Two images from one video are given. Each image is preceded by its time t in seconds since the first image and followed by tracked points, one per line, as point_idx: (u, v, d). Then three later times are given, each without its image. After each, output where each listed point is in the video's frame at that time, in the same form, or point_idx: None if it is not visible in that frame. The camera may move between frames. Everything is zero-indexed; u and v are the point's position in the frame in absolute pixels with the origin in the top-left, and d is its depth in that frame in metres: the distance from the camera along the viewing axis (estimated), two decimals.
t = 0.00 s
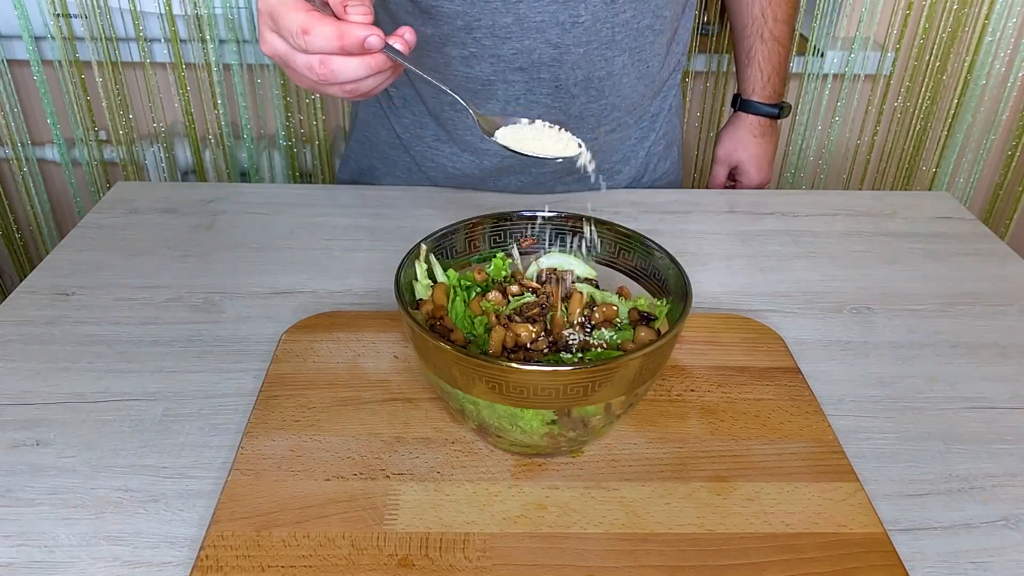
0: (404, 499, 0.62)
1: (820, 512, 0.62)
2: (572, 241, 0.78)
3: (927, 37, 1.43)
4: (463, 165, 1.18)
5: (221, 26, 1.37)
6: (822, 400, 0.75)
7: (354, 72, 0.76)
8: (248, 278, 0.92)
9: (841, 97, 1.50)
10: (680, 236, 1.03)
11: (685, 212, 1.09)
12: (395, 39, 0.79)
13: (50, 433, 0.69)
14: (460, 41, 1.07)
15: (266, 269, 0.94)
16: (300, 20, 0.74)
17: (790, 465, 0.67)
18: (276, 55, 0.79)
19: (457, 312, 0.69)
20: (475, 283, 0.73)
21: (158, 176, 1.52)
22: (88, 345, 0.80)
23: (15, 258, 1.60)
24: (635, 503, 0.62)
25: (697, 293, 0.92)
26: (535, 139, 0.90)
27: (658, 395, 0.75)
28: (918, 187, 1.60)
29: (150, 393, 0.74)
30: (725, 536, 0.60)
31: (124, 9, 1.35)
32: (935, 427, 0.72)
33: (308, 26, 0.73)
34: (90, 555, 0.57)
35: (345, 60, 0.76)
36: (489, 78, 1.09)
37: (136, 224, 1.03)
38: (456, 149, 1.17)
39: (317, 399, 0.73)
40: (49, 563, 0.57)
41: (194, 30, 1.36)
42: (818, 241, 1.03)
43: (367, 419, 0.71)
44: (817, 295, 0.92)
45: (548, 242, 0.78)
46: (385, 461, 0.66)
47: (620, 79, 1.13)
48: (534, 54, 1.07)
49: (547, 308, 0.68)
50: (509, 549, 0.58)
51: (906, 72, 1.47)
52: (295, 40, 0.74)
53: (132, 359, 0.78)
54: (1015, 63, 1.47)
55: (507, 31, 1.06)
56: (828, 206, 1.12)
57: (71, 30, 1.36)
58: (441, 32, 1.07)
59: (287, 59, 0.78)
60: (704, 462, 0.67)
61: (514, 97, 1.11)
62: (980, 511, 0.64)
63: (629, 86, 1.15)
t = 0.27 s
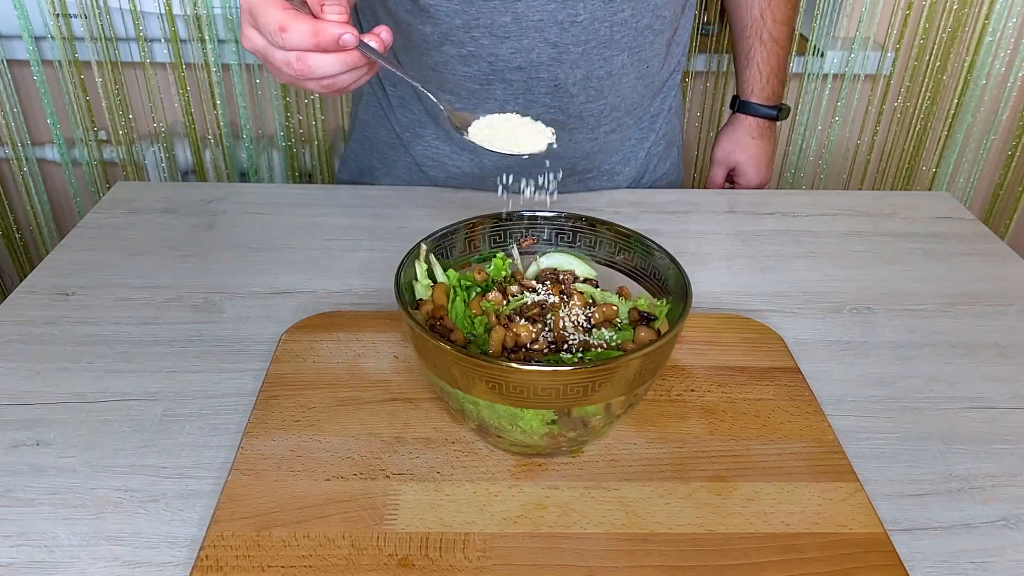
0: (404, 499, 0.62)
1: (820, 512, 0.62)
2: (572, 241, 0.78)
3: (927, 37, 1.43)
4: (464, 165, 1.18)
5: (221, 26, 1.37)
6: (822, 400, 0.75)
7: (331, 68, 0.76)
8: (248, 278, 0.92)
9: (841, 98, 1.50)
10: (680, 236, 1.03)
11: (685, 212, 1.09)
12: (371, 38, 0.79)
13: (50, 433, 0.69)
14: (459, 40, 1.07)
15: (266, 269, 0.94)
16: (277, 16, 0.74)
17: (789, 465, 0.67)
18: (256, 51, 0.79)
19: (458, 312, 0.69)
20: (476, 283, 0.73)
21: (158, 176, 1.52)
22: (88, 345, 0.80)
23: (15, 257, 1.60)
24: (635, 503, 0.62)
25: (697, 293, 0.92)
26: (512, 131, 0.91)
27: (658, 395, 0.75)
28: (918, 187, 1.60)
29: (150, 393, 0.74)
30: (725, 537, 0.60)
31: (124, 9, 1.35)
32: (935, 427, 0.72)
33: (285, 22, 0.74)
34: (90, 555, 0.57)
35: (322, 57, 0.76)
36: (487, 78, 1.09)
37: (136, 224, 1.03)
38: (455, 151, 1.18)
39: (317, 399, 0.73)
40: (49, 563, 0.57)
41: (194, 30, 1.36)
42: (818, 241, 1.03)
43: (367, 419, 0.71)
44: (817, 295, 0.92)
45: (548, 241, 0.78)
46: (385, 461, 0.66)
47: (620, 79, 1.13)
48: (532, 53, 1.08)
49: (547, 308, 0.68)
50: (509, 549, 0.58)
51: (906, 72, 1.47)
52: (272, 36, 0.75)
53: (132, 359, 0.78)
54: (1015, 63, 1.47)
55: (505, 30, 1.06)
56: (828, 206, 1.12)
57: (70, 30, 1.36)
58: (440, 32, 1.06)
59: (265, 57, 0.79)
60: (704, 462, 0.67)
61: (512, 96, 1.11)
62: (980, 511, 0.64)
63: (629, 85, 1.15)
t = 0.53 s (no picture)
0: (404, 499, 0.62)
1: (820, 512, 0.62)
2: (572, 241, 0.78)
3: (927, 37, 1.43)
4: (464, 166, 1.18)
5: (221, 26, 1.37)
6: (822, 400, 0.75)
7: (303, 68, 0.77)
8: (248, 278, 0.92)
9: (841, 97, 1.50)
10: (680, 236, 1.03)
11: (685, 212, 1.09)
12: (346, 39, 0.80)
13: (50, 433, 0.69)
14: (459, 40, 1.07)
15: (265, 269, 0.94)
16: (248, 17, 0.75)
17: (789, 466, 0.67)
18: (232, 51, 0.81)
19: (457, 312, 0.69)
20: (476, 282, 0.73)
21: (158, 176, 1.52)
22: (88, 345, 0.80)
23: (15, 258, 1.60)
24: (635, 503, 0.62)
25: (697, 293, 0.92)
26: (476, 143, 0.93)
27: (659, 395, 0.75)
28: (918, 187, 1.60)
29: (150, 393, 0.74)
30: (726, 537, 0.60)
31: (124, 9, 1.35)
32: (935, 427, 0.72)
33: (257, 21, 0.75)
34: (90, 556, 0.57)
35: (294, 57, 0.77)
36: (488, 77, 1.09)
37: (136, 224, 1.03)
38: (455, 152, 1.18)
39: (317, 399, 0.73)
40: (49, 563, 0.57)
41: (194, 30, 1.36)
42: (818, 241, 1.03)
43: (367, 419, 0.71)
44: (817, 296, 0.92)
45: (549, 241, 0.78)
46: (385, 461, 0.66)
47: (620, 79, 1.13)
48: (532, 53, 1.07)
49: (547, 308, 0.69)
50: (509, 549, 0.58)
51: (906, 72, 1.47)
52: (244, 35, 0.76)
53: (132, 359, 0.78)
54: (1015, 63, 1.47)
55: (505, 30, 1.06)
56: (829, 206, 1.12)
57: (70, 30, 1.36)
58: (441, 33, 1.07)
59: (240, 56, 0.80)
60: (704, 462, 0.67)
61: (513, 96, 1.11)
62: (980, 511, 0.64)
63: (629, 85, 1.15)
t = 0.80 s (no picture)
0: (404, 498, 0.62)
1: (821, 512, 0.62)
2: (572, 241, 0.78)
3: (927, 37, 1.43)
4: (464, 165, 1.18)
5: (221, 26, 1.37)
6: (822, 400, 0.75)
7: (289, 83, 0.77)
8: (248, 278, 0.92)
9: (841, 97, 1.50)
10: (680, 236, 1.03)
11: (685, 212, 1.09)
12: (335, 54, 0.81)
13: (50, 433, 0.69)
14: (461, 42, 1.06)
15: (265, 269, 0.94)
16: (234, 32, 0.75)
17: (789, 466, 0.67)
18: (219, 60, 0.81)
19: (457, 313, 0.69)
20: (475, 282, 0.73)
21: (158, 176, 1.52)
22: (88, 345, 0.80)
23: (15, 258, 1.60)
24: (635, 503, 0.62)
25: (697, 293, 0.92)
26: (470, 168, 0.92)
27: (659, 395, 0.75)
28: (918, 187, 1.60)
29: (150, 393, 0.74)
30: (726, 537, 0.60)
31: (124, 9, 1.35)
32: (935, 427, 0.72)
33: (241, 37, 0.74)
34: (89, 556, 0.57)
35: (280, 72, 0.77)
36: (491, 78, 1.09)
37: (136, 224, 1.03)
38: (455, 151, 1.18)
39: (317, 399, 0.73)
40: (49, 563, 0.57)
41: (194, 30, 1.36)
42: (819, 241, 1.03)
43: (367, 420, 0.71)
44: (818, 296, 0.92)
45: (548, 241, 0.78)
46: (385, 461, 0.66)
47: (621, 79, 1.13)
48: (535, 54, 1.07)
49: (547, 308, 0.69)
50: (509, 549, 0.58)
51: (906, 72, 1.47)
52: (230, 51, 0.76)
53: (132, 359, 0.78)
54: (1015, 63, 1.47)
55: (508, 32, 1.05)
56: (829, 206, 1.12)
57: (70, 30, 1.36)
58: (443, 34, 1.06)
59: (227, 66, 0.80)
60: (704, 462, 0.67)
61: (516, 96, 1.11)
62: (980, 511, 0.64)
63: (629, 85, 1.15)
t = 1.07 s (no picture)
0: (404, 498, 0.62)
1: (820, 512, 0.62)
2: (572, 241, 0.78)
3: (927, 37, 1.43)
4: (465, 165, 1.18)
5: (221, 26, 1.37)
6: (822, 400, 0.75)
7: (303, 102, 0.77)
8: (248, 279, 0.92)
9: (841, 97, 1.50)
10: (680, 236, 1.03)
11: (685, 212, 1.09)
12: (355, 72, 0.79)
13: (49, 433, 0.69)
14: (464, 44, 1.06)
15: (265, 269, 0.94)
16: (249, 49, 0.74)
17: (789, 466, 0.67)
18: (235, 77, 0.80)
19: (457, 313, 0.69)
20: (475, 283, 0.73)
21: (158, 176, 1.52)
22: (88, 345, 0.80)
23: (15, 258, 1.60)
24: (635, 503, 0.62)
25: (697, 293, 0.92)
26: (492, 190, 0.87)
27: (658, 395, 0.75)
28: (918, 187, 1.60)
29: (150, 393, 0.74)
30: (726, 537, 0.60)
31: (124, 9, 1.35)
32: (935, 427, 0.72)
33: (257, 55, 0.74)
34: (89, 556, 0.57)
35: (294, 90, 0.76)
36: (493, 80, 1.09)
37: (136, 224, 1.03)
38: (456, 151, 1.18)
39: (317, 399, 0.73)
40: (49, 563, 0.57)
41: (194, 30, 1.36)
42: (819, 241, 1.03)
43: (367, 420, 0.71)
44: (818, 296, 0.92)
45: (548, 241, 0.78)
46: (385, 461, 0.66)
47: (622, 79, 1.13)
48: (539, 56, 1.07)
49: (547, 308, 0.69)
50: (509, 549, 0.58)
51: (906, 72, 1.47)
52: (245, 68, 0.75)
53: (132, 359, 0.78)
54: (1015, 63, 1.47)
55: (510, 34, 1.05)
56: (829, 206, 1.12)
57: (71, 30, 1.36)
58: (445, 36, 1.06)
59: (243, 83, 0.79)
60: (704, 462, 0.67)
61: (518, 97, 1.11)
62: (980, 511, 0.64)
63: (630, 85, 1.15)
